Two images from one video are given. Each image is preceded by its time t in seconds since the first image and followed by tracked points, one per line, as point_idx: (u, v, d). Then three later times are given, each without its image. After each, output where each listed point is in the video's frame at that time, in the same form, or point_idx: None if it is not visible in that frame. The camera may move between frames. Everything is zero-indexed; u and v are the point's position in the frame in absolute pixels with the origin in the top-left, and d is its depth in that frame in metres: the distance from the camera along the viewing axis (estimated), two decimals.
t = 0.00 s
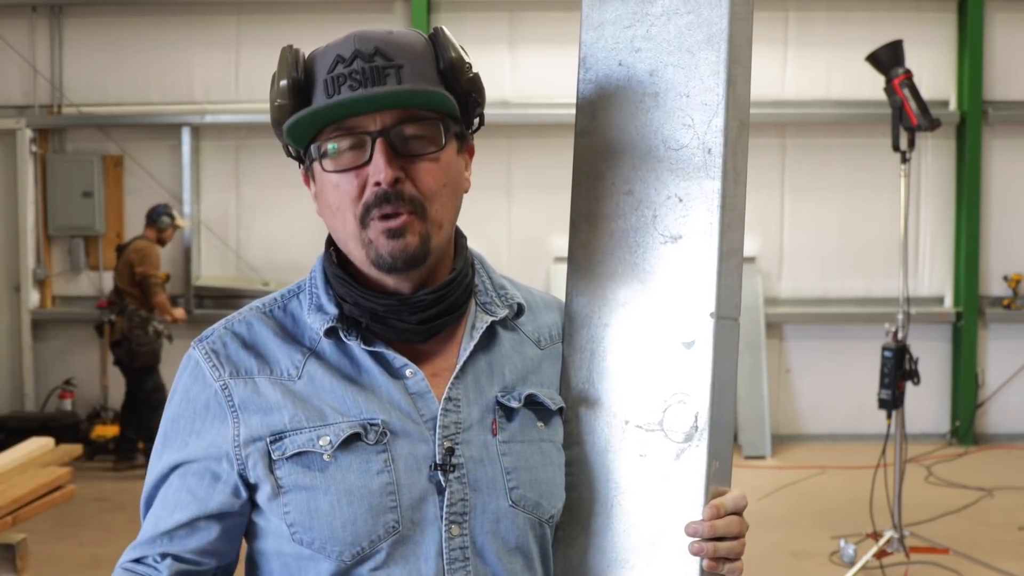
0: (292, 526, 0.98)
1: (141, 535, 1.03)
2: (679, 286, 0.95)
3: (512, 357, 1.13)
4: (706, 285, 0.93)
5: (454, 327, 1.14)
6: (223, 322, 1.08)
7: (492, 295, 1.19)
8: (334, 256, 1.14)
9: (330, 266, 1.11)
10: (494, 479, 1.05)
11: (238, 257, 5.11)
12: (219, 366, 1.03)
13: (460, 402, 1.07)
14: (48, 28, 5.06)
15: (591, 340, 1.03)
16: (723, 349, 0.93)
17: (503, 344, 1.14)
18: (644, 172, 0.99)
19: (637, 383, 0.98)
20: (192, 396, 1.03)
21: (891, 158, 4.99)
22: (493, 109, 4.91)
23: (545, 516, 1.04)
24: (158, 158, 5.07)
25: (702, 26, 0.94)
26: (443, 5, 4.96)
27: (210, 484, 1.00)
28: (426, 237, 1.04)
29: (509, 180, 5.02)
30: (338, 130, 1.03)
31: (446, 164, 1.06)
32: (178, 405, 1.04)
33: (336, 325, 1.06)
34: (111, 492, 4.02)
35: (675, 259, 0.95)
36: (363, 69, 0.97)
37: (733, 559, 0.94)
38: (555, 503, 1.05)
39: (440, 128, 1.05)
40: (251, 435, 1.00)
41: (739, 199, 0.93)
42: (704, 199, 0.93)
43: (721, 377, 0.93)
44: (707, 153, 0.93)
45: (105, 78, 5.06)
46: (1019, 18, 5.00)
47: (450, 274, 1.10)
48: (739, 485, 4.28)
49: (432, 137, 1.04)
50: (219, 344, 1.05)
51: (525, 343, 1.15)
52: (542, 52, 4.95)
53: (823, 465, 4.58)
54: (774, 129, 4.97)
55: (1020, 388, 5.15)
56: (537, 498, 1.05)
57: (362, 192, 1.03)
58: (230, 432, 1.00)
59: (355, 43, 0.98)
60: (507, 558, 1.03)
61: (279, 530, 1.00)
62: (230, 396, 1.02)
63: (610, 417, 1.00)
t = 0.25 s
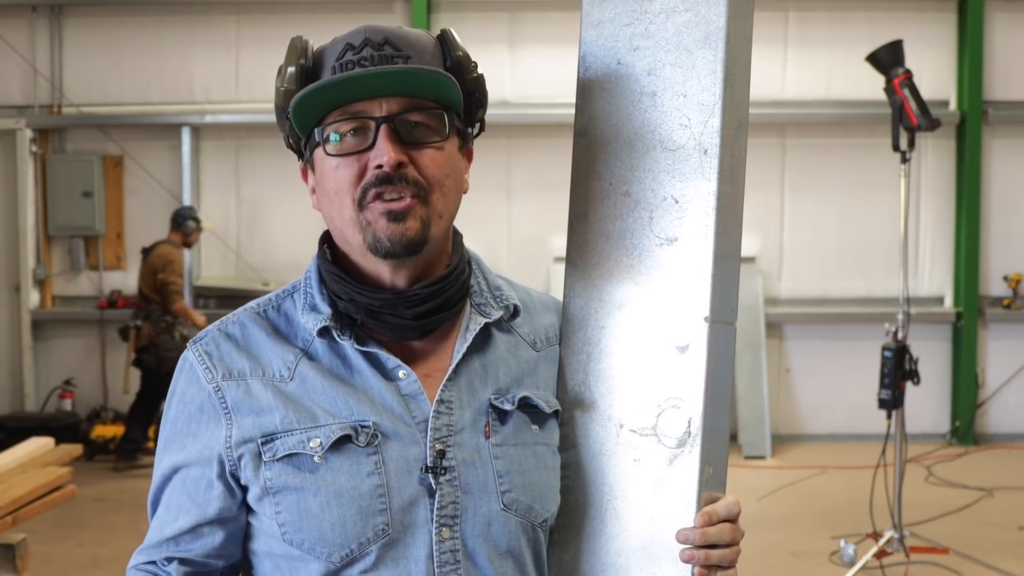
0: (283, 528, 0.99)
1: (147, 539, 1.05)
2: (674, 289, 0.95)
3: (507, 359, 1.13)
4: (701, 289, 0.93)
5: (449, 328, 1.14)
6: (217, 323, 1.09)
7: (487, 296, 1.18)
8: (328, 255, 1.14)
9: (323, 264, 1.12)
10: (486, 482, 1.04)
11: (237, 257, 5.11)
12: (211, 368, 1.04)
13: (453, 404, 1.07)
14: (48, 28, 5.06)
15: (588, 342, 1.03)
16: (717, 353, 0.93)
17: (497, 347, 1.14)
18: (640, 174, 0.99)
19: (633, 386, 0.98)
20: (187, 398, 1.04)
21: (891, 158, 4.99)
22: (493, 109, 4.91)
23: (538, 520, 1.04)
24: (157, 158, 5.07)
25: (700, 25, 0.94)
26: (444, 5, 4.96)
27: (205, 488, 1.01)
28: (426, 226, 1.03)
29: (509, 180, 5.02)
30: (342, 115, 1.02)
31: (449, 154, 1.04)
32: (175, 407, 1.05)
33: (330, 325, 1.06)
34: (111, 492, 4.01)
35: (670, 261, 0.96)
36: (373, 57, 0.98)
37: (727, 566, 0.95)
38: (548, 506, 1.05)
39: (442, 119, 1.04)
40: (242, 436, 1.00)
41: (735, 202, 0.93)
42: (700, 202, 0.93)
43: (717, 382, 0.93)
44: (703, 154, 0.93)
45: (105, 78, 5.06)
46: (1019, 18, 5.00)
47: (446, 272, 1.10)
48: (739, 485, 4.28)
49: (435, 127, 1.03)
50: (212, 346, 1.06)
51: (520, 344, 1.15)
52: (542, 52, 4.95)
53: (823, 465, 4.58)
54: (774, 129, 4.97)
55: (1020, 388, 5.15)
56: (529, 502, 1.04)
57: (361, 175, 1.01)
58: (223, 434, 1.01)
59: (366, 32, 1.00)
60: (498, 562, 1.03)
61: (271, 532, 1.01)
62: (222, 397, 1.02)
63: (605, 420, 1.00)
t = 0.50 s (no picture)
0: (278, 527, 0.99)
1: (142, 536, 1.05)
2: (671, 289, 0.95)
3: (504, 361, 1.13)
4: (699, 290, 0.93)
5: (445, 331, 1.14)
6: (215, 322, 1.09)
7: (484, 296, 1.18)
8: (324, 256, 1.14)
9: (318, 266, 1.11)
10: (481, 484, 1.04)
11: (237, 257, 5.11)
12: (208, 367, 1.04)
13: (449, 405, 1.07)
14: (48, 28, 5.06)
15: (585, 344, 1.04)
16: (715, 355, 0.93)
17: (494, 348, 1.14)
18: (639, 174, 0.99)
19: (630, 388, 0.99)
20: (183, 397, 1.04)
21: (891, 158, 4.99)
22: (493, 109, 4.90)
23: (534, 521, 1.04)
24: (157, 158, 5.07)
25: (699, 25, 0.93)
26: (444, 5, 4.96)
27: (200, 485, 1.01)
28: (424, 234, 1.04)
29: (509, 180, 5.02)
30: (339, 124, 1.02)
31: (446, 161, 1.06)
32: (172, 405, 1.05)
33: (324, 325, 1.06)
34: (111, 492, 4.02)
35: (669, 262, 0.96)
36: (367, 63, 0.97)
37: (724, 569, 0.95)
38: (545, 507, 1.05)
39: (441, 125, 1.05)
40: (237, 436, 1.01)
41: (734, 203, 0.93)
42: (700, 203, 0.93)
43: (713, 383, 0.93)
44: (702, 154, 0.93)
45: (105, 78, 5.06)
46: (1019, 18, 5.00)
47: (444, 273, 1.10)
48: (739, 485, 4.28)
49: (431, 134, 1.04)
50: (208, 345, 1.06)
51: (518, 345, 1.15)
52: (542, 52, 4.94)
53: (823, 465, 4.58)
54: (774, 129, 4.97)
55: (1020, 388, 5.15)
56: (525, 503, 1.04)
57: (359, 185, 1.02)
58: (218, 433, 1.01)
59: (359, 37, 0.98)
60: (493, 563, 1.03)
61: (266, 531, 1.01)
62: (218, 396, 1.03)
63: (601, 421, 1.02)
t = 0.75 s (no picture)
0: (275, 530, 0.99)
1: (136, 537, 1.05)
2: (671, 293, 0.96)
3: (502, 365, 1.13)
4: (701, 293, 0.93)
5: (444, 336, 1.14)
6: (212, 323, 1.09)
7: (484, 300, 1.18)
8: (323, 262, 1.14)
9: (317, 274, 1.11)
10: (480, 487, 1.04)
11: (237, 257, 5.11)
12: (204, 369, 1.04)
13: (447, 409, 1.07)
14: (48, 28, 5.06)
15: (585, 347, 1.05)
16: (716, 359, 0.93)
17: (493, 352, 1.14)
18: (640, 175, 0.99)
19: (630, 392, 0.99)
20: (180, 398, 1.04)
21: (891, 158, 4.99)
22: (493, 109, 4.91)
23: (532, 525, 1.04)
24: (157, 158, 5.07)
25: (701, 27, 0.93)
26: (444, 6, 4.96)
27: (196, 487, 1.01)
28: (422, 254, 1.04)
29: (509, 181, 5.02)
30: (336, 142, 1.02)
31: (444, 177, 1.06)
32: (168, 407, 1.05)
33: (322, 330, 1.07)
34: (111, 492, 4.02)
35: (670, 265, 0.96)
36: (364, 79, 0.97)
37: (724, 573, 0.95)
38: (544, 511, 1.05)
39: (440, 140, 1.05)
40: (235, 439, 1.01)
41: (736, 206, 0.93)
42: (701, 207, 0.93)
43: (713, 388, 0.93)
44: (704, 158, 0.93)
45: (105, 78, 5.06)
46: (1019, 17, 5.00)
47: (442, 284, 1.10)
48: (739, 485, 4.28)
49: (430, 150, 1.05)
50: (206, 347, 1.06)
51: (517, 349, 1.15)
52: (542, 52, 4.95)
53: (823, 465, 4.58)
54: (774, 129, 4.97)
55: (1020, 388, 5.14)
56: (523, 507, 1.04)
57: (358, 206, 1.03)
58: (216, 435, 1.01)
59: (356, 50, 0.98)
60: (491, 566, 1.02)
61: (263, 534, 1.01)
62: (215, 399, 1.03)
63: (601, 425, 1.02)
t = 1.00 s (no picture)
0: (274, 531, 0.99)
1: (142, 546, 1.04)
2: (678, 293, 0.96)
3: (502, 365, 1.13)
4: (706, 293, 0.93)
5: (443, 336, 1.14)
6: (209, 324, 1.09)
7: (483, 300, 1.18)
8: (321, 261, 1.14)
9: (316, 274, 1.11)
10: (480, 488, 1.04)
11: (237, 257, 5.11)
12: (203, 369, 1.04)
13: (446, 409, 1.07)
14: (48, 28, 5.06)
15: (586, 347, 1.04)
16: (719, 360, 0.93)
17: (493, 352, 1.14)
18: (642, 175, 0.99)
19: (631, 394, 0.99)
20: (180, 399, 1.04)
21: (891, 158, 4.99)
22: (493, 109, 4.91)
23: (532, 526, 1.05)
24: (157, 157, 5.07)
25: (705, 29, 0.93)
26: (444, 6, 4.96)
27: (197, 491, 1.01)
28: (412, 257, 1.04)
29: (509, 181, 5.02)
30: (325, 145, 1.03)
31: (435, 180, 1.06)
32: (168, 409, 1.05)
33: (321, 330, 1.06)
34: (111, 492, 4.02)
35: (672, 266, 0.96)
36: (351, 82, 0.97)
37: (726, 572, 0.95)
38: (543, 512, 1.05)
39: (431, 143, 1.05)
40: (234, 440, 1.01)
41: (739, 208, 0.93)
42: (705, 208, 0.94)
43: (716, 389, 0.93)
44: (707, 159, 0.93)
45: (105, 78, 5.06)
46: (1019, 17, 5.00)
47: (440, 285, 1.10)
48: (739, 485, 4.28)
49: (420, 152, 1.04)
50: (204, 347, 1.06)
51: (517, 349, 1.15)
52: (542, 52, 4.94)
53: (823, 465, 4.58)
54: (774, 129, 4.97)
55: (1020, 388, 5.14)
56: (523, 508, 1.04)
57: (346, 210, 1.03)
58: (215, 436, 1.01)
59: (344, 53, 0.98)
60: (490, 567, 1.02)
61: (264, 536, 1.01)
62: (215, 400, 1.03)
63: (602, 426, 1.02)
